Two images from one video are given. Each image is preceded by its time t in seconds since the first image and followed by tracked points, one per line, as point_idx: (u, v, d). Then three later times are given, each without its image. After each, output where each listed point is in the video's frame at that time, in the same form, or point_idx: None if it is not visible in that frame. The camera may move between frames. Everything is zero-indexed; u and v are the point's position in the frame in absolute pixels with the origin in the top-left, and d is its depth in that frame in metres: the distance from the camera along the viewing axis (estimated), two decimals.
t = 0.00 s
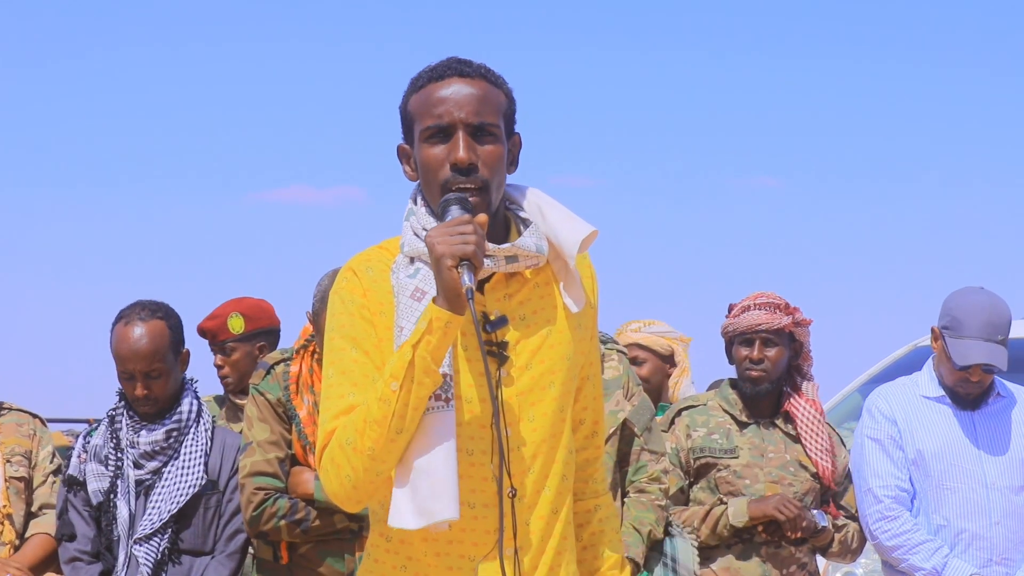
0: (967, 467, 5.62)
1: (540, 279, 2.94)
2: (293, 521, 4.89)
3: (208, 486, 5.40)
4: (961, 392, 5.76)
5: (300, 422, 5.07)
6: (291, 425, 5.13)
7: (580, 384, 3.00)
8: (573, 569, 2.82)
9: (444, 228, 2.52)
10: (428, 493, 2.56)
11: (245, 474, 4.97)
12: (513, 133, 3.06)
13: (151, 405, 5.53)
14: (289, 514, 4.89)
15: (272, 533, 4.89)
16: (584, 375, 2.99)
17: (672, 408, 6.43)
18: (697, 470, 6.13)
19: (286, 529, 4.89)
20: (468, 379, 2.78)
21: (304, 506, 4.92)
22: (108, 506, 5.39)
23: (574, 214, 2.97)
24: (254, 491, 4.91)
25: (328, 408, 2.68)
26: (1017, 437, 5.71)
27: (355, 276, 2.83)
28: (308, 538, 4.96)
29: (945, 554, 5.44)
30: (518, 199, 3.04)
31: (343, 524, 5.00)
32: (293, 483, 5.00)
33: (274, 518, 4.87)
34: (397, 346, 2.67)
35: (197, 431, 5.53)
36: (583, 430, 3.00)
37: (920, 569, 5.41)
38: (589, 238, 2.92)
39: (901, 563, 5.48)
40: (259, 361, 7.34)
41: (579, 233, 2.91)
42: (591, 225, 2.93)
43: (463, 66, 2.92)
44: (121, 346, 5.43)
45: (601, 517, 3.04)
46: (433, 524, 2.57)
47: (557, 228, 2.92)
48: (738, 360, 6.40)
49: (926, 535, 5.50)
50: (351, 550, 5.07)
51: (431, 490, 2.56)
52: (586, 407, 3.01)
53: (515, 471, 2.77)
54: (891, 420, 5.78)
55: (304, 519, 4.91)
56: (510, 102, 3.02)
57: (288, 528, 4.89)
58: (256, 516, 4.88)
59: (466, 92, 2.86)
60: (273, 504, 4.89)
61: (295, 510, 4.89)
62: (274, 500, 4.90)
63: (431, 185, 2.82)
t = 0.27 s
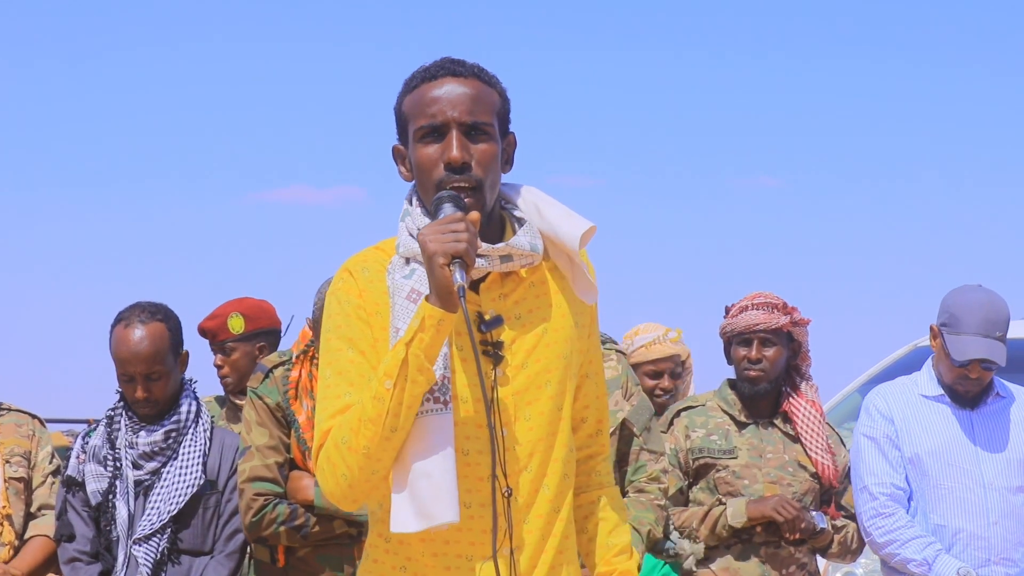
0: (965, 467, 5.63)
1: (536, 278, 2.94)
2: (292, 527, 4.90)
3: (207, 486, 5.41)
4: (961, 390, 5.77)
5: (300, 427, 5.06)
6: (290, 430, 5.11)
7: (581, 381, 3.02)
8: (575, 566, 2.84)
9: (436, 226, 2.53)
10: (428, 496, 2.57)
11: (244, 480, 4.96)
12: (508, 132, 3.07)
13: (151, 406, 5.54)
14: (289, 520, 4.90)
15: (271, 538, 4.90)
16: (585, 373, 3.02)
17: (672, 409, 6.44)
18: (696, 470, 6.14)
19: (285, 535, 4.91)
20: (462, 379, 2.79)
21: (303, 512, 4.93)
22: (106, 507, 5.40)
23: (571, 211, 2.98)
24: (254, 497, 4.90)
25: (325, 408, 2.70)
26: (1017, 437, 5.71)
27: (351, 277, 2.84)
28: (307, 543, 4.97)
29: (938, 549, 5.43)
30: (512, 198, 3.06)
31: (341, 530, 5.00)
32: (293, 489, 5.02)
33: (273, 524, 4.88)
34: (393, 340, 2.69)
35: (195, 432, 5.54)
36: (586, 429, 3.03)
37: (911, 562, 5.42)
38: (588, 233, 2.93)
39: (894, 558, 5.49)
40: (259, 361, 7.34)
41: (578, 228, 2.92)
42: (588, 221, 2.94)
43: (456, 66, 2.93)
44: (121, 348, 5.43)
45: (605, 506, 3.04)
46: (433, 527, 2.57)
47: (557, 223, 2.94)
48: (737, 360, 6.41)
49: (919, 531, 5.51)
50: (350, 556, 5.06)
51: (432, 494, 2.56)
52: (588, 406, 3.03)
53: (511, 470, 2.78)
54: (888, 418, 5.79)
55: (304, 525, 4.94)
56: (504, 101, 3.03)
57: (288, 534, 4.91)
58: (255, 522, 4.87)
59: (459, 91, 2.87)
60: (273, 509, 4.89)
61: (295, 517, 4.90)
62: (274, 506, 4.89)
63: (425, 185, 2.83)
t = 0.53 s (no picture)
0: (966, 466, 5.65)
1: (533, 278, 2.95)
2: (292, 536, 4.96)
3: (207, 486, 5.43)
4: (960, 387, 5.79)
5: (299, 436, 5.01)
6: (290, 438, 5.07)
7: (581, 378, 3.04)
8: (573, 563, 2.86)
9: (427, 230, 2.55)
10: (422, 498, 2.59)
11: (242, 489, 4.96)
12: (504, 131, 3.09)
13: (152, 408, 5.55)
14: (288, 529, 4.95)
15: (270, 546, 4.96)
16: (586, 370, 3.04)
17: (671, 410, 6.46)
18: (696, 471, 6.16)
19: (284, 543, 4.96)
20: (457, 379, 2.81)
21: (303, 522, 4.98)
22: (106, 507, 5.43)
23: (565, 214, 2.99)
24: (254, 507, 4.93)
25: (319, 408, 2.72)
26: (1016, 439, 5.73)
27: (346, 278, 2.86)
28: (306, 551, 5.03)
29: (938, 544, 5.44)
30: (508, 197, 3.09)
31: (340, 538, 5.04)
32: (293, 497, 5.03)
33: (273, 533, 4.93)
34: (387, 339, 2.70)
35: (194, 431, 5.57)
36: (588, 424, 3.07)
37: (912, 555, 5.44)
38: (581, 235, 2.94)
39: (895, 553, 5.50)
40: (261, 361, 7.36)
41: (570, 231, 2.92)
42: (581, 224, 2.96)
43: (452, 66, 2.95)
44: (122, 350, 5.45)
45: (613, 492, 3.06)
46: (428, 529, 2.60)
47: (548, 225, 2.95)
48: (736, 360, 6.43)
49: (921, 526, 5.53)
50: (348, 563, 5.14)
51: (426, 496, 2.59)
52: (592, 399, 3.06)
53: (506, 470, 2.80)
54: (889, 416, 5.82)
55: (303, 534, 5.00)
56: (500, 101, 3.05)
57: (287, 542, 4.96)
58: (254, 530, 4.93)
59: (454, 92, 2.89)
60: (273, 518, 4.93)
61: (294, 526, 4.95)
62: (274, 515, 4.93)
63: (421, 186, 2.85)
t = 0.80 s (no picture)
0: (968, 467, 5.64)
1: (532, 278, 2.94)
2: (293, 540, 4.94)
3: (206, 485, 5.42)
4: (960, 388, 5.77)
5: (300, 442, 5.01)
6: (291, 442, 5.06)
7: (580, 375, 3.03)
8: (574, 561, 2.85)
9: (425, 234, 2.53)
10: (421, 500, 2.58)
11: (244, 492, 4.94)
12: (506, 131, 3.07)
13: (153, 408, 5.54)
14: (289, 533, 4.93)
15: (271, 550, 4.93)
16: (584, 368, 3.03)
17: (672, 410, 6.45)
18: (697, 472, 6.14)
19: (285, 547, 4.95)
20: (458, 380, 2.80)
21: (303, 526, 4.97)
22: (105, 507, 5.41)
23: (565, 214, 2.97)
24: (255, 511, 4.90)
25: (319, 410, 2.71)
26: (1017, 440, 5.72)
27: (346, 278, 2.85)
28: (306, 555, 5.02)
29: (939, 550, 5.43)
30: (510, 197, 3.07)
31: (341, 542, 5.05)
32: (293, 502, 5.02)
33: (274, 538, 4.90)
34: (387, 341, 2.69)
35: (193, 431, 5.56)
36: (584, 420, 3.06)
37: (911, 563, 5.41)
38: (581, 237, 2.91)
39: (894, 557, 5.49)
40: (263, 361, 7.36)
41: (569, 232, 2.90)
42: (581, 224, 2.93)
43: (454, 67, 2.93)
44: (124, 349, 5.44)
45: (605, 483, 3.04)
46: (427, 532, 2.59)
47: (548, 225, 2.93)
48: (737, 360, 6.42)
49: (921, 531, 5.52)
50: (349, 565, 5.14)
51: (425, 499, 2.58)
52: (589, 396, 3.05)
53: (506, 471, 2.78)
54: (890, 417, 5.80)
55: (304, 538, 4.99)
56: (502, 102, 3.03)
57: (288, 546, 4.95)
58: (256, 535, 4.88)
59: (457, 94, 2.87)
60: (274, 523, 4.90)
61: (295, 531, 4.94)
62: (274, 520, 4.90)
63: (423, 188, 2.84)
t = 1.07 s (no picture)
0: (969, 468, 5.62)
1: (534, 277, 2.92)
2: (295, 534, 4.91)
3: (206, 485, 5.40)
4: (962, 388, 5.76)
5: (302, 435, 4.95)
6: (292, 437, 5.04)
7: (581, 370, 3.01)
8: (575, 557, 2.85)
9: (432, 236, 2.51)
10: (428, 504, 2.58)
11: (246, 486, 4.94)
12: (510, 131, 3.06)
13: (152, 407, 5.52)
14: (291, 527, 4.90)
15: (273, 544, 4.91)
16: (585, 362, 3.02)
17: (672, 411, 6.44)
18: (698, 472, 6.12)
19: (287, 541, 4.92)
20: (460, 380, 2.79)
21: (306, 520, 4.93)
22: (105, 506, 5.40)
23: (569, 214, 2.96)
24: (256, 505, 4.89)
25: (323, 412, 2.69)
26: (1018, 440, 5.71)
27: (347, 278, 2.83)
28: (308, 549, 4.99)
29: (941, 553, 5.42)
30: (512, 196, 3.05)
31: (343, 537, 5.02)
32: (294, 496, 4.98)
33: (276, 531, 4.89)
34: (391, 344, 2.68)
35: (193, 430, 5.55)
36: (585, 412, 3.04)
37: (915, 564, 5.41)
38: (583, 236, 2.90)
39: (897, 560, 5.48)
40: (263, 362, 7.34)
41: (572, 231, 2.89)
42: (584, 224, 2.92)
43: (461, 66, 2.92)
44: (124, 348, 5.43)
45: (601, 470, 3.02)
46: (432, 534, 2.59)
47: (550, 224, 2.92)
48: (738, 361, 6.40)
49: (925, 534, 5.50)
50: (351, 560, 5.11)
51: (431, 501, 2.58)
52: (589, 389, 3.03)
53: (509, 471, 2.76)
54: (892, 419, 5.78)
55: (306, 532, 4.95)
56: (507, 102, 3.02)
57: (290, 541, 4.92)
58: (257, 529, 4.88)
59: (464, 94, 2.86)
60: (275, 517, 4.89)
61: (297, 524, 4.91)
62: (276, 513, 4.89)
63: (427, 188, 2.83)
